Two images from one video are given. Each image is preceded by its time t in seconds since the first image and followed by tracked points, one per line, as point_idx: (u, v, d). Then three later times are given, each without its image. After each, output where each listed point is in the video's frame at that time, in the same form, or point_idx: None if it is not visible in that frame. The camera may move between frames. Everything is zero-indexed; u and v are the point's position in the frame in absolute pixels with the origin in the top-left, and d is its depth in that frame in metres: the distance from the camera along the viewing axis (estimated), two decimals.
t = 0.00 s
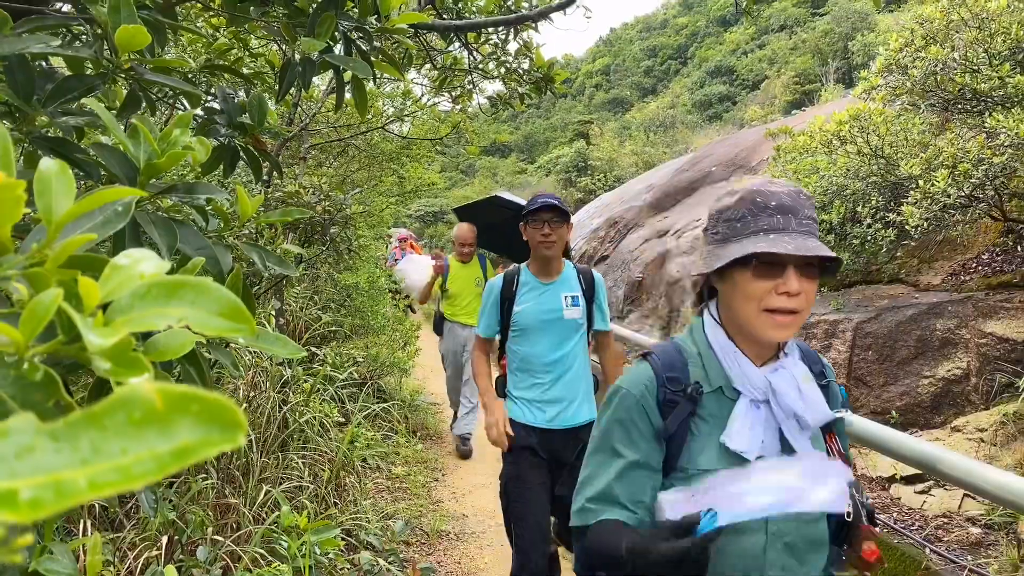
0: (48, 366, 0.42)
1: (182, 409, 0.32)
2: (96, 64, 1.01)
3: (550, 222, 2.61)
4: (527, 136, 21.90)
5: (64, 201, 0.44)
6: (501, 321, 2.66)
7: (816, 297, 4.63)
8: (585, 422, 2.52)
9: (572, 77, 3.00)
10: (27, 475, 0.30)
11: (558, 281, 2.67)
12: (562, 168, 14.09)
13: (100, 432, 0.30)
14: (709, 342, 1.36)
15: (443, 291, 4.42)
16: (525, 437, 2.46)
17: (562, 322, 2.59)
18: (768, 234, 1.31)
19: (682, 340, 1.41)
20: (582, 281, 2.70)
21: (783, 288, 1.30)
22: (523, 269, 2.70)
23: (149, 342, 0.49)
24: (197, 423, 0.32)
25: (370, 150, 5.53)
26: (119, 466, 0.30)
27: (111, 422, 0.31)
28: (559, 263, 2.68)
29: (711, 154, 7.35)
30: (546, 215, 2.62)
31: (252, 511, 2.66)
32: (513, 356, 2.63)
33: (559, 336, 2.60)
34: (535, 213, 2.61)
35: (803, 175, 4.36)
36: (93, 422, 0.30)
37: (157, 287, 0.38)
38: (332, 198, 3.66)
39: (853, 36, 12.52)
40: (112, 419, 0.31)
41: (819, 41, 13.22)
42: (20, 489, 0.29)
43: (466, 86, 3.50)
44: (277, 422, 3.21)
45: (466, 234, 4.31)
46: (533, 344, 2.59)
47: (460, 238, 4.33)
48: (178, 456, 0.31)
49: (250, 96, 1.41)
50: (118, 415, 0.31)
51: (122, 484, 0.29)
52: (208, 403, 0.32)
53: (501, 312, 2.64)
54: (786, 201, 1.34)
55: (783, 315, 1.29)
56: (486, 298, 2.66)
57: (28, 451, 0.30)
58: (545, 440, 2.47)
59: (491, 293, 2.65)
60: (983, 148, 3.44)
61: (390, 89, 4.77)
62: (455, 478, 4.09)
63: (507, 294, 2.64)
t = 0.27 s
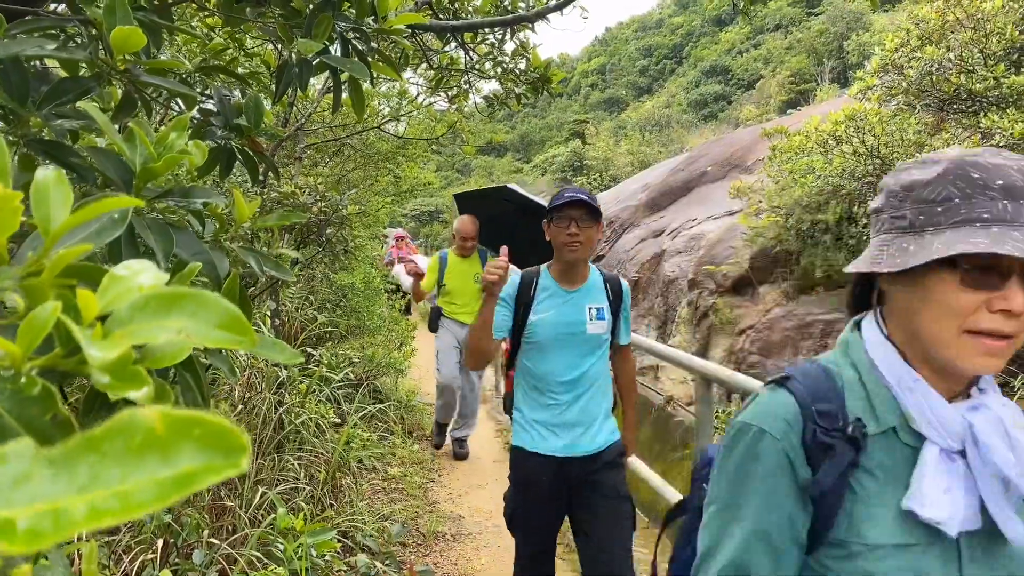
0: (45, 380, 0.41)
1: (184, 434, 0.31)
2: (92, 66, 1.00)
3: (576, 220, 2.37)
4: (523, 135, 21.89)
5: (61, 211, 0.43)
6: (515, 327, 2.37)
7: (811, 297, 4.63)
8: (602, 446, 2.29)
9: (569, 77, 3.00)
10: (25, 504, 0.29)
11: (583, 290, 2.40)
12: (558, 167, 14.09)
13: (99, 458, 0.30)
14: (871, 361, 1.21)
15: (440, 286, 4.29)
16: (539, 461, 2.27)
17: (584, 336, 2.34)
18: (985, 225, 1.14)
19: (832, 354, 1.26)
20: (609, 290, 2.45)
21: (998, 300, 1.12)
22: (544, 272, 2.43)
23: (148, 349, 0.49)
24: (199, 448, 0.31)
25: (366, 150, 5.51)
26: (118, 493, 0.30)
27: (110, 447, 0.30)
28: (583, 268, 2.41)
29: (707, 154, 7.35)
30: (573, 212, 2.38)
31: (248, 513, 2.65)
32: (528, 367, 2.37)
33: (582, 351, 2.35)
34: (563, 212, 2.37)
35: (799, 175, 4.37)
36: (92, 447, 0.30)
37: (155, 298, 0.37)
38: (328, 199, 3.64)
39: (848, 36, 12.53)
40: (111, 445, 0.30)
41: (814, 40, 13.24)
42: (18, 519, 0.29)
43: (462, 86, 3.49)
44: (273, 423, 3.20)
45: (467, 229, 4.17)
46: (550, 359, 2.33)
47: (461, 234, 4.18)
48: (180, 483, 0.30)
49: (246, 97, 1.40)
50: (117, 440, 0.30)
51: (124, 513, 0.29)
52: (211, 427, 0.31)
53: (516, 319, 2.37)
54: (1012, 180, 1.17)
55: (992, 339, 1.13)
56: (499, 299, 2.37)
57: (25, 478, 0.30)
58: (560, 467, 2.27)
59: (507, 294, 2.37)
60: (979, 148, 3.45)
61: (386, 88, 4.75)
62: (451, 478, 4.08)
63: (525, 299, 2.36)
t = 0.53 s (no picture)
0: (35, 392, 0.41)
1: (172, 452, 0.30)
2: (87, 69, 0.99)
3: (649, 232, 1.81)
4: (521, 136, 21.90)
5: (52, 219, 0.43)
6: (558, 353, 1.87)
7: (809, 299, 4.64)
8: (657, 509, 1.82)
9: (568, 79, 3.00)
10: (10, 523, 0.29)
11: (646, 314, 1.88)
12: (556, 168, 14.11)
13: (85, 478, 0.30)
14: None
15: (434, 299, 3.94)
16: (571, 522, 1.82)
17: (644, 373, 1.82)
18: None
19: None
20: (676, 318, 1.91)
21: None
22: (598, 287, 1.92)
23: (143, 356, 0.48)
24: (187, 467, 0.31)
25: (364, 151, 5.51)
26: (104, 514, 0.29)
27: (97, 467, 0.30)
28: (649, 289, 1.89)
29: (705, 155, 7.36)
30: (646, 222, 1.81)
31: (246, 515, 2.65)
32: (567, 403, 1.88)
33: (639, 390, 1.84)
34: (629, 219, 1.82)
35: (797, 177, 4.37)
36: (79, 466, 0.30)
37: (146, 308, 0.37)
38: (326, 200, 3.64)
39: (846, 37, 12.54)
40: (98, 463, 0.30)
41: (812, 41, 13.26)
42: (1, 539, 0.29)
43: (461, 87, 3.48)
44: (270, 426, 3.19)
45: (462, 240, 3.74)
46: (598, 395, 1.83)
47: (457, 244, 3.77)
48: (168, 502, 0.30)
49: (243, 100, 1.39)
50: (104, 459, 0.30)
51: (108, 535, 0.29)
52: (199, 445, 0.31)
53: (559, 342, 1.86)
54: None
55: None
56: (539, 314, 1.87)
57: (9, 498, 0.30)
58: (598, 529, 1.81)
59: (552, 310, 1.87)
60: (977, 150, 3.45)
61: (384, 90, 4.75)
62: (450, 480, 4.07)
63: (572, 319, 1.86)
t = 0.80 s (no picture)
0: (17, 380, 0.40)
1: (153, 437, 0.30)
2: (77, 59, 0.98)
3: (723, 220, 1.47)
4: (516, 132, 21.87)
5: (36, 205, 0.42)
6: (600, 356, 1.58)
7: (804, 293, 4.65)
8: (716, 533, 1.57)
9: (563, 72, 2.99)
10: None
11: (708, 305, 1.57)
12: (551, 163, 14.11)
13: (64, 463, 0.29)
14: None
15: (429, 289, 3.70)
16: (622, 548, 1.55)
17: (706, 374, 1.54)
18: None
19: None
20: (742, 306, 1.60)
21: None
22: (650, 271, 1.61)
23: (132, 347, 0.48)
24: (168, 452, 0.30)
25: (359, 146, 5.49)
26: (83, 501, 0.29)
27: (75, 453, 0.29)
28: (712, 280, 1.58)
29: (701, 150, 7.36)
30: (720, 209, 1.46)
31: (240, 510, 2.64)
32: (611, 409, 1.60)
33: (699, 395, 1.56)
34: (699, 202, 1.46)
35: (792, 171, 4.37)
36: (55, 452, 0.29)
37: (134, 295, 0.37)
38: (321, 195, 3.62)
39: (841, 33, 12.54)
40: (75, 449, 0.29)
41: (807, 36, 13.25)
42: None
43: (455, 81, 3.47)
44: (265, 421, 3.18)
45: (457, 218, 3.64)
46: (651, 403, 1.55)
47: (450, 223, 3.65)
48: (149, 489, 0.29)
49: (236, 91, 1.38)
50: (83, 444, 0.29)
51: (85, 521, 0.28)
52: (184, 429, 0.30)
53: (603, 339, 1.56)
54: None
55: None
56: (579, 308, 1.55)
57: None
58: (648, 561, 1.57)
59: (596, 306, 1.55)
60: (971, 144, 3.46)
61: (379, 84, 4.73)
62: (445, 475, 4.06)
63: (620, 312, 1.55)
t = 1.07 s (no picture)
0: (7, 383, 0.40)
1: (141, 440, 0.30)
2: (76, 63, 0.98)
3: (818, 252, 1.23)
4: (517, 137, 21.89)
5: (28, 207, 0.42)
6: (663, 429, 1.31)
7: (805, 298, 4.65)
8: None
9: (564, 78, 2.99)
10: None
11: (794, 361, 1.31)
12: (552, 169, 14.14)
13: (49, 465, 0.29)
14: None
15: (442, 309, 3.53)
16: None
17: (797, 446, 1.27)
18: None
19: None
20: (833, 357, 1.35)
21: None
22: (714, 322, 1.33)
23: (129, 350, 0.49)
24: (157, 455, 0.31)
25: (359, 151, 5.50)
26: (69, 504, 0.29)
27: (61, 454, 0.30)
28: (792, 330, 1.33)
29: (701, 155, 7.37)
30: (815, 238, 1.23)
31: (239, 516, 2.63)
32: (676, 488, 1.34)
33: (787, 472, 1.29)
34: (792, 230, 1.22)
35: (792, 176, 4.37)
36: (42, 454, 0.29)
37: (126, 296, 0.36)
38: (321, 200, 3.62)
39: (841, 38, 12.56)
40: (62, 451, 0.30)
41: (807, 42, 13.28)
42: None
43: (456, 87, 3.47)
44: (264, 426, 3.18)
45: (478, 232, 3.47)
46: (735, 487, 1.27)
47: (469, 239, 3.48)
48: (136, 491, 0.30)
49: (236, 95, 1.38)
50: (69, 446, 0.30)
51: (71, 523, 0.28)
52: (172, 434, 0.31)
53: (664, 411, 1.29)
54: None
55: None
56: (627, 370, 1.29)
57: None
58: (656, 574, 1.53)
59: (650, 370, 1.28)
60: (972, 149, 3.45)
61: (379, 89, 4.74)
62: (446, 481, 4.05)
63: (681, 377, 1.27)
